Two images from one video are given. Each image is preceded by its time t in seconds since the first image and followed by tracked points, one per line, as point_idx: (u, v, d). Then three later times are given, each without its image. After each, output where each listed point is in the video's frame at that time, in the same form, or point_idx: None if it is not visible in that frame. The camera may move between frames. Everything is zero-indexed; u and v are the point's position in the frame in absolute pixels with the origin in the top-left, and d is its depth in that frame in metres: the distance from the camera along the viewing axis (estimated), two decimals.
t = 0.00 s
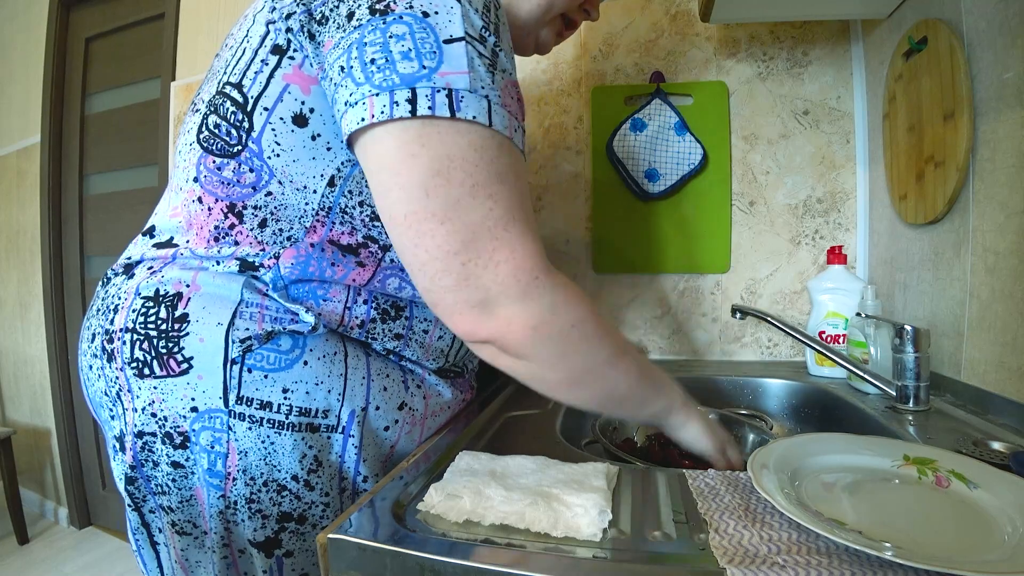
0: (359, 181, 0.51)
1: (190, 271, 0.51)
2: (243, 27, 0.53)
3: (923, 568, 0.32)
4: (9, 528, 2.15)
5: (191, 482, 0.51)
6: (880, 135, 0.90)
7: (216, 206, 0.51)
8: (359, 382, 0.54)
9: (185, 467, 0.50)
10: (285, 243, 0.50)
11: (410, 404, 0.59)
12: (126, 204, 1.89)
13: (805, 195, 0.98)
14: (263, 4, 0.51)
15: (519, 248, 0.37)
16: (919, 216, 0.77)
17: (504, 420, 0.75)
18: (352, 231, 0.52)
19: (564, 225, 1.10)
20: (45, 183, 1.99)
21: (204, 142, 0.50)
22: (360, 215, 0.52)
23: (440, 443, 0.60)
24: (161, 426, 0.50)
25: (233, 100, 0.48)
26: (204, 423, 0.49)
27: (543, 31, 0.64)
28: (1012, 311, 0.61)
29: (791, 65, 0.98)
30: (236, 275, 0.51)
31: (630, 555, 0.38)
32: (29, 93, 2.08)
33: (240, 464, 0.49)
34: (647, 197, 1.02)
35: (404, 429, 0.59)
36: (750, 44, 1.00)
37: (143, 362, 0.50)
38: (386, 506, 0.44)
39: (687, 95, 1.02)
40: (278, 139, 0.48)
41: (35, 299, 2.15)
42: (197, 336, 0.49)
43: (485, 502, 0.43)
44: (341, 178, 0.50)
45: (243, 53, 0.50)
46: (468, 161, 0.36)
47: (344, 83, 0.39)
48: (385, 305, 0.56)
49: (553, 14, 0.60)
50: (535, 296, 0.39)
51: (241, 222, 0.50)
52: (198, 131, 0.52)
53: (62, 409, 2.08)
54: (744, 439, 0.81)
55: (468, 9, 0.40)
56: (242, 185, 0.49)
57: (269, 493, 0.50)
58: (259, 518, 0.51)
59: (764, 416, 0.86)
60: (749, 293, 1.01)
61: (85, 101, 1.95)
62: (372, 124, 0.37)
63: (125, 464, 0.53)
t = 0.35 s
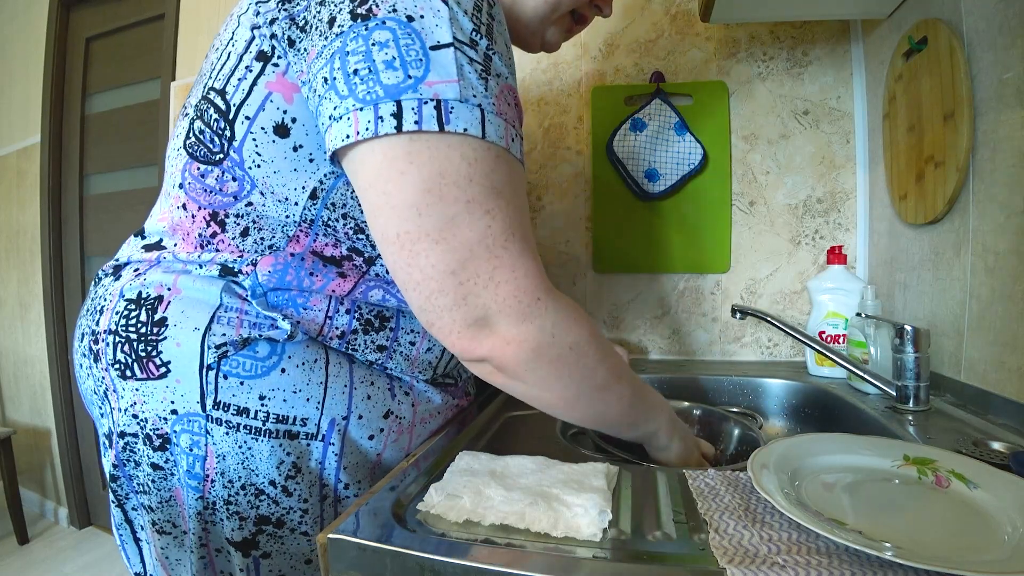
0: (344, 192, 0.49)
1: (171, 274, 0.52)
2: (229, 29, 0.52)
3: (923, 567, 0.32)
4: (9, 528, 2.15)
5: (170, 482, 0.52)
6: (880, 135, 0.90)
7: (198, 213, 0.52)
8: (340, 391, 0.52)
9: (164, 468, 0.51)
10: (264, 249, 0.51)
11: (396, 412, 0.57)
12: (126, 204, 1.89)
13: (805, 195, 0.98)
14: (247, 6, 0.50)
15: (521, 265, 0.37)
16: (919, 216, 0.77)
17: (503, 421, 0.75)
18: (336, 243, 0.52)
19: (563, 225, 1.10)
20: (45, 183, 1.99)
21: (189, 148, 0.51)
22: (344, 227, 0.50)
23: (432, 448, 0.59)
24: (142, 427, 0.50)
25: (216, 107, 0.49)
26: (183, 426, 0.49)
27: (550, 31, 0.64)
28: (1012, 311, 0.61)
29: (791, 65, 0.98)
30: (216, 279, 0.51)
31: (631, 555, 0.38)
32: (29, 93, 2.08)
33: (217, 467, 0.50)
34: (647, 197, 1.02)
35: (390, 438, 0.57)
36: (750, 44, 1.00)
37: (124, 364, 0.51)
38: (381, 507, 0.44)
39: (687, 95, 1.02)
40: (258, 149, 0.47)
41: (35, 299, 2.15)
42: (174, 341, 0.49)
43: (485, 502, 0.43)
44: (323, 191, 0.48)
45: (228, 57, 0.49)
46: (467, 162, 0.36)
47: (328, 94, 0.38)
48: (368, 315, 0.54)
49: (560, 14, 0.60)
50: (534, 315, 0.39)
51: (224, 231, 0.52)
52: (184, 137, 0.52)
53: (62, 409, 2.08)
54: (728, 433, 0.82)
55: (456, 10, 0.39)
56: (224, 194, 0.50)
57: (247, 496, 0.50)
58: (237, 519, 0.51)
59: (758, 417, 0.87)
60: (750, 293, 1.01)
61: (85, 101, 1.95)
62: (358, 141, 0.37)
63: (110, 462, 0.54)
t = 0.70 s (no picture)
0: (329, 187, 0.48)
1: (174, 276, 0.53)
2: (223, 28, 0.53)
3: (923, 567, 0.32)
4: (9, 528, 2.15)
5: (173, 486, 0.52)
6: (880, 135, 0.90)
7: (191, 210, 0.52)
8: (343, 394, 0.52)
9: (168, 472, 0.52)
10: (258, 256, 0.50)
11: (400, 415, 0.56)
12: (126, 204, 1.89)
13: (805, 195, 0.98)
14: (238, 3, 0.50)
15: (458, 268, 0.35)
16: (919, 216, 0.77)
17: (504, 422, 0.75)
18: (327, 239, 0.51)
19: (563, 225, 1.10)
20: (45, 183, 1.99)
21: (184, 147, 0.51)
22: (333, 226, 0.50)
23: (432, 447, 0.59)
24: (146, 430, 0.52)
25: (206, 103, 0.49)
26: (186, 429, 0.50)
27: (555, 28, 0.64)
28: (1013, 311, 0.61)
29: (791, 65, 0.98)
30: (218, 282, 0.52)
31: (630, 554, 0.38)
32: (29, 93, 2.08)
33: (221, 470, 0.50)
34: (647, 197, 1.02)
35: (394, 442, 0.56)
36: (750, 44, 1.00)
37: (128, 367, 0.51)
38: (381, 507, 0.44)
39: (687, 95, 1.02)
40: (243, 144, 0.47)
41: (35, 299, 2.15)
42: (176, 344, 0.50)
43: (485, 502, 0.44)
44: (307, 186, 0.48)
45: (220, 53, 0.50)
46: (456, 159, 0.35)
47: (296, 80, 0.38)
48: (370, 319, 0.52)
49: (563, 9, 0.60)
50: (521, 322, 0.38)
51: (213, 228, 0.51)
52: (180, 136, 0.52)
53: (62, 409, 2.08)
54: (726, 431, 0.81)
55: None
56: (216, 191, 0.49)
57: (252, 499, 0.50)
58: (241, 523, 0.51)
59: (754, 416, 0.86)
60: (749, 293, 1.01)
61: (85, 101, 1.96)
62: (315, 124, 0.36)
63: (117, 464, 0.56)
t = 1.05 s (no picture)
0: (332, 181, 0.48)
1: (179, 275, 0.53)
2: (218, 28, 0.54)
3: (923, 568, 0.32)
4: (9, 528, 2.15)
5: (178, 485, 0.53)
6: (880, 135, 0.90)
7: (191, 206, 0.52)
8: (348, 394, 0.50)
9: (172, 472, 0.52)
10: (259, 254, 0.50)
11: (404, 415, 0.55)
12: (126, 204, 1.89)
13: (805, 195, 0.98)
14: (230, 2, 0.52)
15: (365, 252, 0.34)
16: (919, 216, 0.77)
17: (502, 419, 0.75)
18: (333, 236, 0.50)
19: (564, 225, 1.10)
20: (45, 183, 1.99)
21: (183, 143, 0.51)
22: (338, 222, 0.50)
23: (434, 446, 0.60)
24: (151, 430, 0.52)
25: (200, 98, 0.49)
26: (190, 429, 0.50)
27: (554, 27, 0.64)
28: (1013, 311, 0.61)
29: (791, 65, 0.98)
30: (222, 280, 0.52)
31: (630, 554, 0.37)
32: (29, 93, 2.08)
33: (226, 470, 0.50)
34: (647, 197, 1.02)
35: (397, 441, 0.56)
36: (750, 44, 1.00)
37: (133, 366, 0.51)
38: (382, 507, 0.44)
39: (687, 95, 1.02)
40: (237, 136, 0.46)
41: (35, 299, 2.15)
42: (181, 343, 0.50)
43: (485, 503, 0.44)
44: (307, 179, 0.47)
45: (211, 49, 0.50)
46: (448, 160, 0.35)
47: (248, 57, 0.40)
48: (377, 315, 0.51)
49: (563, 9, 0.60)
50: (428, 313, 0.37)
51: (211, 220, 0.51)
52: (179, 133, 0.53)
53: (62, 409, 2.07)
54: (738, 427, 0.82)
55: None
56: (214, 184, 0.49)
57: (256, 499, 0.51)
58: (246, 523, 0.51)
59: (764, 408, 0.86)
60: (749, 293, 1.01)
61: (85, 101, 1.96)
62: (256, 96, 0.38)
63: (121, 464, 0.56)
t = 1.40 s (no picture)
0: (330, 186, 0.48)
1: (179, 279, 0.53)
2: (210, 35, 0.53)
3: (923, 568, 0.32)
4: (9, 528, 2.15)
5: (182, 485, 0.53)
6: (880, 135, 0.90)
7: (188, 215, 0.52)
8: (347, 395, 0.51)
9: (177, 472, 0.52)
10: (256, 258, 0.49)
11: (404, 416, 0.55)
12: (126, 204, 1.89)
13: (805, 195, 0.98)
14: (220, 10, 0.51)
15: (367, 270, 0.35)
16: (919, 216, 0.77)
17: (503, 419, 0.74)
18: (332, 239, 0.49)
19: (564, 225, 1.10)
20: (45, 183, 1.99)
21: (179, 152, 0.52)
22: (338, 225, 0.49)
23: (434, 446, 0.60)
24: (155, 431, 0.52)
25: (193, 108, 0.49)
26: (193, 430, 0.51)
27: (555, 17, 0.64)
28: (1013, 311, 0.61)
29: (791, 65, 0.98)
30: (220, 283, 0.52)
31: (630, 555, 0.37)
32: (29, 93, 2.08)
33: (227, 471, 0.50)
34: (647, 197, 1.02)
35: (398, 442, 0.56)
36: (750, 44, 1.00)
37: (136, 369, 0.52)
38: (382, 506, 0.44)
39: (687, 95, 1.02)
40: (229, 149, 0.46)
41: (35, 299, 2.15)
42: (181, 346, 0.50)
43: (485, 503, 0.44)
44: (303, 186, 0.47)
45: (204, 58, 0.50)
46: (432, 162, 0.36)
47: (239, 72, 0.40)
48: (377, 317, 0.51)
49: None
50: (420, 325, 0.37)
51: (208, 228, 0.51)
52: (176, 141, 0.53)
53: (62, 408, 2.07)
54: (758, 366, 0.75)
55: None
56: (210, 193, 0.49)
57: (257, 500, 0.51)
58: (247, 523, 0.51)
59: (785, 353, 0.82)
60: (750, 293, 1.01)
61: (85, 101, 1.96)
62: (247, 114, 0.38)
63: (128, 463, 0.56)
